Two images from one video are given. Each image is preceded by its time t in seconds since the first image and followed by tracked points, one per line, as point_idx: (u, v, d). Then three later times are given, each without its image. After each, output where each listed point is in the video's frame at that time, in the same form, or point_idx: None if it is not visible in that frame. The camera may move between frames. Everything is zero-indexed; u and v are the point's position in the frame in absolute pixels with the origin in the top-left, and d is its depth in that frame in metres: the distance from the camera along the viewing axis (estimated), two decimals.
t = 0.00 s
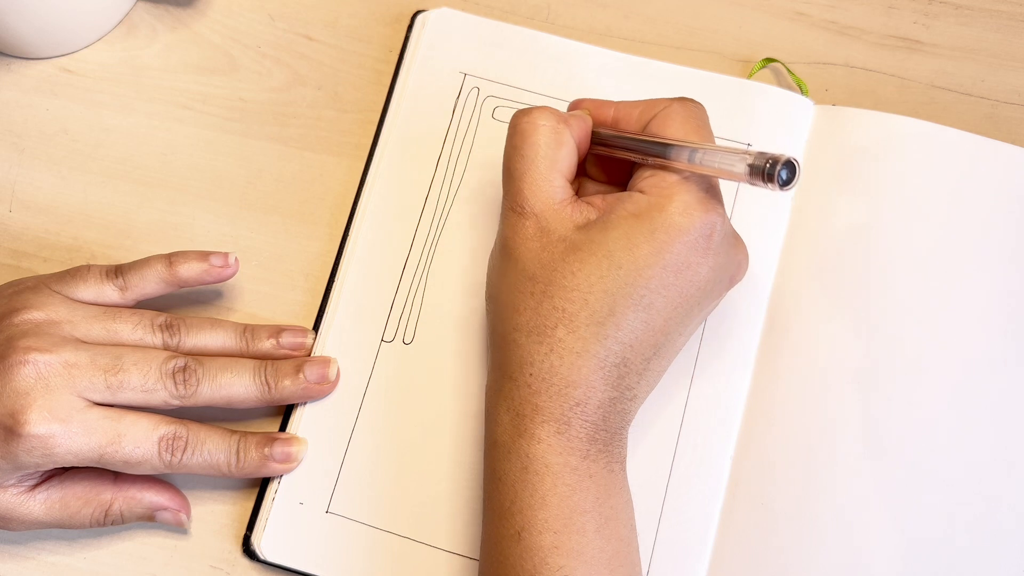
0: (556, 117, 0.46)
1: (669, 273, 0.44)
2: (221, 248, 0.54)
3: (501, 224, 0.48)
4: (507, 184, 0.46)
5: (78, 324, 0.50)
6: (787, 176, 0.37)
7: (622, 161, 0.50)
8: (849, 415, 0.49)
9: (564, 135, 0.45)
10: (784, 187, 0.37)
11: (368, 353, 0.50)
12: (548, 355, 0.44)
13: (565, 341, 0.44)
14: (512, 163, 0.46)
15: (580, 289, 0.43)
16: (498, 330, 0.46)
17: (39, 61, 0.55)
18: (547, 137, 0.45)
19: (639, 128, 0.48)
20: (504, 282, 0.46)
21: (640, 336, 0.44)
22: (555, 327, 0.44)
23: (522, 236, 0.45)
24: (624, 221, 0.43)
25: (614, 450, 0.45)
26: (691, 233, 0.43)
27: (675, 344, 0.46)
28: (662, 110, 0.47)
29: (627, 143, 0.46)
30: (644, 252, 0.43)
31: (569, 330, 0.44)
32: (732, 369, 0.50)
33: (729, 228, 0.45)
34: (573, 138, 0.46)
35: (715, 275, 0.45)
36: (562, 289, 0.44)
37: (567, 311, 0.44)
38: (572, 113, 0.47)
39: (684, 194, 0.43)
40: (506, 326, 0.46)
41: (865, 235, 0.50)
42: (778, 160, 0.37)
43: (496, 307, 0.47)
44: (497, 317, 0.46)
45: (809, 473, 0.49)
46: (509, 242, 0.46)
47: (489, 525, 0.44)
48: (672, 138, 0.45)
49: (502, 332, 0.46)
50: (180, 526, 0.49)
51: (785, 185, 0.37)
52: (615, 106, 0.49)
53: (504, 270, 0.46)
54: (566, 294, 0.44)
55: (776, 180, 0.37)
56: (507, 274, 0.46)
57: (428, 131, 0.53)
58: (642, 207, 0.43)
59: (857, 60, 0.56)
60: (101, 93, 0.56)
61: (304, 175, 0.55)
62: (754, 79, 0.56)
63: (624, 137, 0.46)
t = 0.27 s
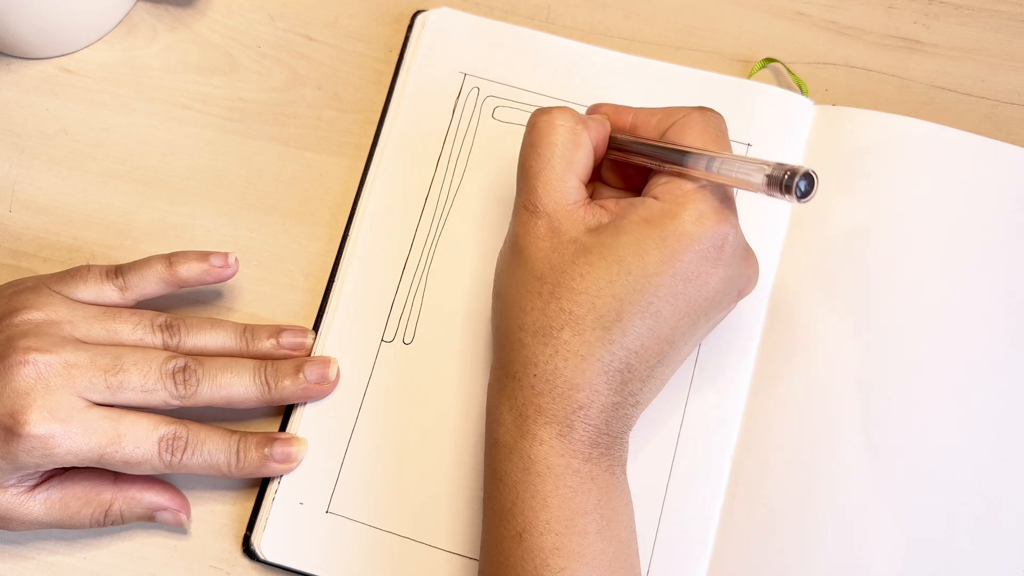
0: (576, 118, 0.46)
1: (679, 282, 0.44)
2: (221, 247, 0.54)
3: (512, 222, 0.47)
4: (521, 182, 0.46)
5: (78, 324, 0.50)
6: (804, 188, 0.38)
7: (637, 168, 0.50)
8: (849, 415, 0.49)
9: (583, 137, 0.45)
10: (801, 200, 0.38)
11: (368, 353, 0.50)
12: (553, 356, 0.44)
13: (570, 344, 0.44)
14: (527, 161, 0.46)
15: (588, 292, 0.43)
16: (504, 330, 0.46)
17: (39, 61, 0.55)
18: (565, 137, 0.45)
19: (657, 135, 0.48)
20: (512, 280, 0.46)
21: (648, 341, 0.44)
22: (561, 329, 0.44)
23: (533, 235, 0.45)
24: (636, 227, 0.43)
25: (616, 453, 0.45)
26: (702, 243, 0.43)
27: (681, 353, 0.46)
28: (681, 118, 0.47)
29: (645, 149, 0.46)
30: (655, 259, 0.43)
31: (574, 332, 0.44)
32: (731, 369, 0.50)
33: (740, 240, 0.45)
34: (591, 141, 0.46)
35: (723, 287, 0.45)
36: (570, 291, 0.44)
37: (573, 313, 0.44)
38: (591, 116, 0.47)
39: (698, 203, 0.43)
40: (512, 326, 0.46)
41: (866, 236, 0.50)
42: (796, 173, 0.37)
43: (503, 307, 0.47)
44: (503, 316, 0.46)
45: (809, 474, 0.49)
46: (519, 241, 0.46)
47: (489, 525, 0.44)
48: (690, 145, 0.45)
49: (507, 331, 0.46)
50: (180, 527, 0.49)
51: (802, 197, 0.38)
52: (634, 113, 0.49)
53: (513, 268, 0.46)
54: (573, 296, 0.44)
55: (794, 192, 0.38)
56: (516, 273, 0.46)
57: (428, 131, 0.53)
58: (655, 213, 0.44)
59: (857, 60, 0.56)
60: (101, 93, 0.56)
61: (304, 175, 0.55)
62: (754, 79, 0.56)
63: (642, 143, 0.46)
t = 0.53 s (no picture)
0: (586, 118, 0.46)
1: (684, 286, 0.43)
2: (221, 247, 0.54)
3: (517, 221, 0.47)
4: (528, 180, 0.46)
5: (78, 324, 0.50)
6: (813, 195, 0.37)
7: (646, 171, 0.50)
8: (850, 415, 0.49)
9: (592, 138, 0.45)
10: (809, 206, 0.38)
11: (368, 353, 0.50)
12: (555, 357, 0.44)
13: (574, 345, 0.44)
14: (535, 160, 0.46)
15: (591, 294, 0.43)
16: (506, 330, 0.46)
17: (40, 61, 0.55)
18: (574, 137, 0.45)
19: (666, 139, 0.48)
20: (516, 280, 0.46)
21: (651, 345, 0.44)
22: (564, 330, 0.44)
23: (539, 234, 0.45)
24: (642, 230, 0.43)
25: (617, 455, 0.45)
26: (707, 249, 0.43)
27: (684, 357, 0.46)
28: (691, 123, 0.47)
29: (653, 152, 0.46)
30: (660, 263, 0.43)
31: (577, 334, 0.44)
32: (731, 369, 0.50)
33: (747, 246, 0.45)
34: (599, 142, 0.46)
35: (728, 294, 0.45)
36: (573, 292, 0.44)
37: (577, 315, 0.44)
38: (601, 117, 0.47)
39: (706, 208, 0.43)
40: (514, 325, 0.46)
41: (866, 236, 0.50)
42: (805, 179, 0.37)
43: (506, 307, 0.47)
44: (507, 316, 0.46)
45: (809, 474, 0.49)
46: (525, 239, 0.46)
47: (489, 526, 0.44)
48: (699, 149, 0.45)
49: (510, 332, 0.46)
50: (180, 527, 0.49)
51: (811, 204, 0.37)
52: (644, 116, 0.49)
53: (518, 267, 0.46)
54: (577, 297, 0.44)
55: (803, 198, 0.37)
56: (520, 273, 0.46)
57: (428, 131, 0.53)
58: (662, 216, 0.43)
59: (857, 60, 0.56)
60: (101, 93, 0.56)
61: (304, 175, 0.55)
62: (754, 79, 0.56)
63: (650, 146, 0.46)
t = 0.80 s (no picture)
0: (591, 120, 0.46)
1: (686, 290, 0.43)
2: (221, 247, 0.54)
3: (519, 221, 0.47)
4: (532, 180, 0.46)
5: (78, 324, 0.50)
6: (818, 198, 0.37)
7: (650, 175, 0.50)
8: (850, 415, 0.49)
9: (596, 139, 0.45)
10: (813, 210, 0.37)
11: (368, 353, 0.50)
12: (556, 359, 0.44)
13: (576, 348, 0.44)
14: (539, 160, 0.46)
15: (593, 297, 0.43)
16: (507, 332, 0.46)
17: (40, 61, 0.55)
18: (579, 138, 0.45)
19: (670, 143, 0.48)
20: (518, 281, 0.46)
21: (653, 348, 0.44)
22: (566, 332, 0.44)
23: (541, 236, 0.45)
24: (644, 233, 0.43)
25: (618, 457, 0.45)
26: (710, 254, 0.43)
27: (685, 359, 0.46)
28: (695, 127, 0.47)
29: (657, 155, 0.46)
30: (662, 266, 0.43)
31: (579, 337, 0.44)
32: (730, 369, 0.50)
33: (750, 250, 0.45)
34: (604, 144, 0.46)
35: (730, 298, 0.45)
36: (576, 295, 0.44)
37: (579, 318, 0.44)
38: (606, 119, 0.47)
39: (710, 212, 0.43)
40: (515, 327, 0.46)
41: (866, 236, 0.50)
42: (811, 181, 0.37)
43: (507, 308, 0.46)
44: (508, 317, 0.46)
45: (809, 475, 0.49)
46: (527, 239, 0.46)
47: (489, 528, 0.44)
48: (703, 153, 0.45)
49: (511, 334, 0.46)
50: (180, 527, 0.49)
51: (815, 207, 0.37)
52: (648, 120, 0.49)
53: (519, 268, 0.46)
54: (579, 300, 0.44)
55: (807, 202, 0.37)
56: (522, 274, 0.46)
57: (428, 131, 0.53)
58: (665, 220, 0.43)
59: (857, 61, 0.56)
60: (101, 93, 0.56)
61: (304, 175, 0.55)
62: (754, 79, 0.56)
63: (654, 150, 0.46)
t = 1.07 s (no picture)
0: (573, 121, 0.46)
1: (678, 285, 0.43)
2: (221, 247, 0.54)
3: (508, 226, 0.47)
4: (517, 185, 0.46)
5: (78, 324, 0.50)
6: (803, 187, 0.37)
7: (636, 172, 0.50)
8: (850, 416, 0.49)
9: (579, 140, 0.45)
10: (800, 199, 0.38)
11: (368, 353, 0.50)
12: (553, 361, 0.44)
13: (571, 349, 0.44)
14: (524, 164, 0.46)
15: (586, 297, 0.43)
16: (503, 336, 0.46)
17: (40, 61, 0.55)
18: (562, 140, 0.45)
19: (654, 140, 0.48)
20: (510, 287, 0.46)
21: (647, 346, 0.44)
22: (561, 334, 0.44)
23: (530, 240, 0.45)
24: (634, 231, 0.43)
25: (618, 456, 0.45)
26: (700, 246, 0.43)
27: (681, 355, 0.46)
28: (678, 123, 0.47)
29: (641, 153, 0.45)
30: (653, 263, 0.43)
31: (574, 337, 0.44)
32: (731, 369, 0.50)
33: (740, 241, 0.45)
34: (587, 144, 0.46)
35: (723, 289, 0.45)
36: (568, 296, 0.44)
37: (573, 318, 0.44)
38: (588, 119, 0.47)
39: (696, 205, 0.43)
40: (511, 331, 0.46)
41: (866, 236, 0.50)
42: (795, 173, 0.37)
43: (502, 312, 0.47)
44: (503, 322, 0.46)
45: (810, 475, 0.49)
46: (516, 245, 0.46)
47: (490, 530, 0.44)
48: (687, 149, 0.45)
49: (507, 338, 0.46)
50: (180, 527, 0.49)
51: (801, 196, 0.37)
52: (631, 118, 0.49)
53: (511, 274, 0.46)
54: (572, 301, 0.44)
55: (793, 191, 0.37)
56: (513, 279, 0.46)
57: (428, 131, 0.53)
58: (653, 217, 0.43)
59: (857, 60, 0.56)
60: (101, 92, 0.56)
61: (304, 175, 0.55)
62: (754, 79, 0.56)
63: (637, 147, 0.46)
